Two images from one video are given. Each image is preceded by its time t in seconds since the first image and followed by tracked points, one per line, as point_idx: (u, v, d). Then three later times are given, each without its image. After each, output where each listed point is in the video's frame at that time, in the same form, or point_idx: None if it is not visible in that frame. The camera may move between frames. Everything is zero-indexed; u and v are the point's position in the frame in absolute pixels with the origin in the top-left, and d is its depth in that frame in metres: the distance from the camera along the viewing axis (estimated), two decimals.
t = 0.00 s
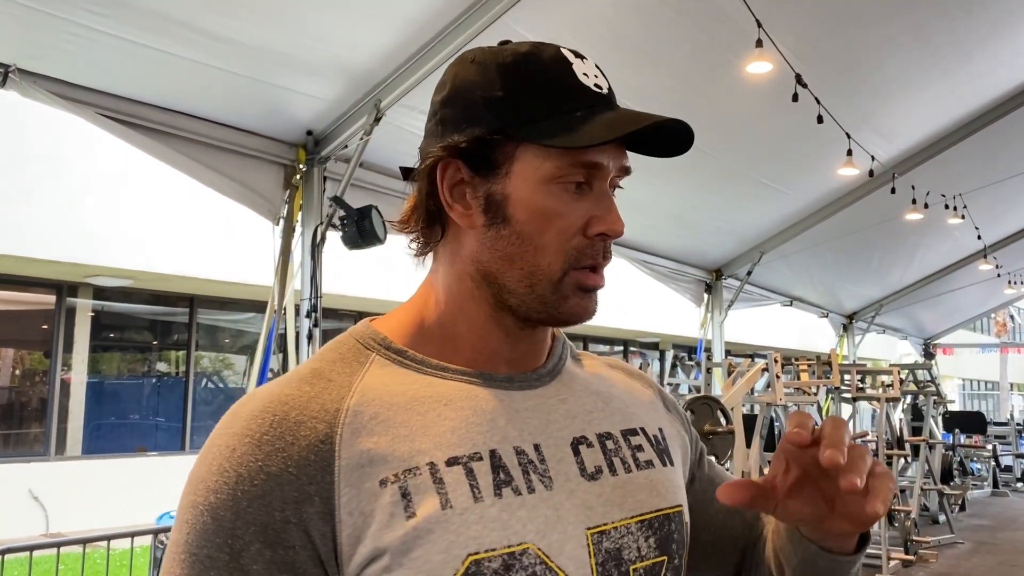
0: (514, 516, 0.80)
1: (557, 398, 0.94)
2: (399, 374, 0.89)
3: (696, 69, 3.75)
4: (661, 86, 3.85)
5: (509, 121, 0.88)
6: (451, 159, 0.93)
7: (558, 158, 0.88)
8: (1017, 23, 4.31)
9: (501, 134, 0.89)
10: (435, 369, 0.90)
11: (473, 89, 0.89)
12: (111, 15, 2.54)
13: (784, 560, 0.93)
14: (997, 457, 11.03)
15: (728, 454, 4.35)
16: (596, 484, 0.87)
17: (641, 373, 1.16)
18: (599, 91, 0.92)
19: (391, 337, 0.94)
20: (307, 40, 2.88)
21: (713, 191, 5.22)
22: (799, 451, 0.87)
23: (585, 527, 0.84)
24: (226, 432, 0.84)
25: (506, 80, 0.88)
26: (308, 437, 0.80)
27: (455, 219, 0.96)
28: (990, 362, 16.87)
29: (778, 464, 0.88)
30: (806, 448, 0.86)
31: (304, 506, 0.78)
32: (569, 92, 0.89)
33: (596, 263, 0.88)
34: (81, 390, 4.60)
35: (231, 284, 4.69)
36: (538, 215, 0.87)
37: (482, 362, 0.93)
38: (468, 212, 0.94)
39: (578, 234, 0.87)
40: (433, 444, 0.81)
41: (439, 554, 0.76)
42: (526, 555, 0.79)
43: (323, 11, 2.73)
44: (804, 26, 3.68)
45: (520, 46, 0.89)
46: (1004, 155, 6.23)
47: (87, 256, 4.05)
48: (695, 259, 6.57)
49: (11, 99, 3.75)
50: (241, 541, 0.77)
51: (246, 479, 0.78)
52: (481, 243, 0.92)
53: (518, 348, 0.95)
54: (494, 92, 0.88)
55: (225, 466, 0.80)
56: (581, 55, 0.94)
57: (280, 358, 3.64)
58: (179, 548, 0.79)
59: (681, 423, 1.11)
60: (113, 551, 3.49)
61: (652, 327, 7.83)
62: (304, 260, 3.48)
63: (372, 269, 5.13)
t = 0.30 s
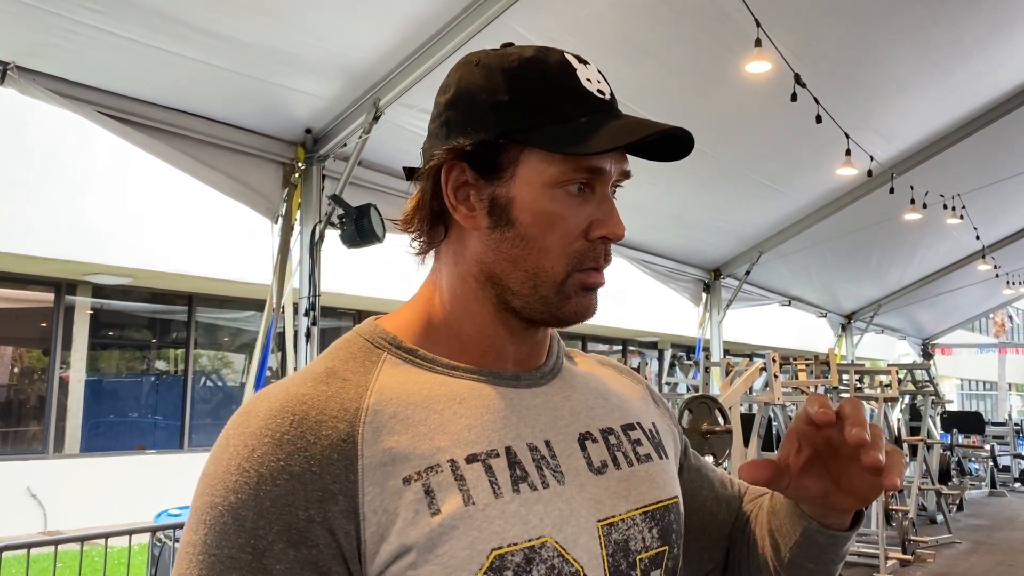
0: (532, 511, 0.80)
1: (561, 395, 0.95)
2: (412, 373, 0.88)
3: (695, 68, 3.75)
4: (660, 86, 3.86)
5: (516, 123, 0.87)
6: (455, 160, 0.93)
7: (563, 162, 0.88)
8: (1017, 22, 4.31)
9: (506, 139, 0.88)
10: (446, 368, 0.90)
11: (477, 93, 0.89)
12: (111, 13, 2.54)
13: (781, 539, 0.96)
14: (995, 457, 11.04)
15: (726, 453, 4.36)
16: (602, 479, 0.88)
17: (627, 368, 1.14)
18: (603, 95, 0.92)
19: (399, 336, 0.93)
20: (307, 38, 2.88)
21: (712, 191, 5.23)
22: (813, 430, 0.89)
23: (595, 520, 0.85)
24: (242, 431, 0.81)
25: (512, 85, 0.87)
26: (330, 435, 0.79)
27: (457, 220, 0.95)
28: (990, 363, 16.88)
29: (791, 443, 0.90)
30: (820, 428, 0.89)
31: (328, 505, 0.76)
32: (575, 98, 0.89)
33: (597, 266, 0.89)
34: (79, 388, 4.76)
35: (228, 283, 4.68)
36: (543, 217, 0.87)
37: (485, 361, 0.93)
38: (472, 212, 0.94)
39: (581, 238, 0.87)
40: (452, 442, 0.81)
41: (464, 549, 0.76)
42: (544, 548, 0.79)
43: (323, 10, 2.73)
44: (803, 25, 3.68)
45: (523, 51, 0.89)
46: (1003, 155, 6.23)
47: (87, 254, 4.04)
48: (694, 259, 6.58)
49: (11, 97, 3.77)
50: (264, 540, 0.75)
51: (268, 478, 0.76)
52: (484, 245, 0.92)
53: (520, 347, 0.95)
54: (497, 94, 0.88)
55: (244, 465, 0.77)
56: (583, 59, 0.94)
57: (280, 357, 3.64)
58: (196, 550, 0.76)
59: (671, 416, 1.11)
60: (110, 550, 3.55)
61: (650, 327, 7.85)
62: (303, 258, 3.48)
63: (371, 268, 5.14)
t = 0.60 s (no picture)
0: (537, 508, 0.80)
1: (569, 395, 0.94)
2: (419, 371, 0.88)
3: (695, 68, 3.75)
4: (660, 85, 3.85)
5: (526, 123, 0.87)
6: (465, 159, 0.93)
7: (572, 163, 0.87)
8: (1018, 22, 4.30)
9: (514, 140, 0.88)
10: (454, 365, 0.90)
11: (487, 93, 0.89)
12: (111, 10, 2.54)
13: (788, 545, 0.97)
14: (995, 457, 11.04)
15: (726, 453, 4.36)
16: (609, 479, 0.88)
17: (635, 368, 1.14)
18: (612, 97, 0.91)
19: (408, 334, 0.93)
20: (307, 37, 2.88)
21: (712, 190, 5.23)
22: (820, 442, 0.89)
23: (601, 519, 0.84)
24: (251, 425, 0.80)
25: (522, 86, 0.87)
26: (338, 431, 0.79)
27: (466, 219, 0.95)
28: (989, 363, 16.89)
29: (797, 453, 0.91)
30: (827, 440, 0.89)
31: (335, 499, 0.76)
32: (585, 99, 0.88)
33: (605, 267, 0.88)
34: (78, 387, 4.77)
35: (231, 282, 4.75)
36: (552, 218, 0.87)
37: (495, 359, 0.93)
38: (481, 211, 0.94)
39: (590, 238, 0.87)
40: (459, 439, 0.81)
41: (469, 546, 0.76)
42: (549, 546, 0.79)
43: (323, 8, 2.73)
44: (804, 25, 3.67)
45: (533, 52, 0.89)
46: (1003, 155, 6.22)
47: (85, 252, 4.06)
48: (694, 258, 6.57)
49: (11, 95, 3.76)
50: (271, 534, 0.74)
51: (276, 472, 0.76)
52: (494, 245, 0.92)
53: (529, 346, 0.95)
54: (508, 94, 0.87)
55: (252, 459, 0.77)
56: (593, 59, 0.94)
57: (280, 356, 3.63)
58: (205, 543, 0.76)
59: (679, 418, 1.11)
60: (110, 548, 3.56)
61: (650, 327, 7.85)
62: (303, 257, 3.48)
63: (370, 266, 5.14)
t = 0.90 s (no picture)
0: (532, 504, 0.80)
1: (568, 393, 0.93)
2: (417, 367, 0.88)
3: (696, 67, 3.75)
4: (660, 85, 3.85)
5: (519, 126, 0.87)
6: (463, 158, 0.93)
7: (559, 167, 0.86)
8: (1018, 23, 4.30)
9: (508, 141, 0.88)
10: (453, 362, 0.90)
11: (488, 94, 0.89)
12: (110, 9, 2.53)
13: (811, 527, 0.87)
14: (995, 458, 11.04)
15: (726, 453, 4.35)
16: (605, 476, 0.87)
17: (641, 361, 1.14)
18: (612, 104, 0.91)
19: (408, 332, 0.93)
20: (307, 36, 2.88)
21: (712, 190, 5.22)
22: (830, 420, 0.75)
23: (593, 518, 0.84)
24: (252, 419, 0.81)
25: (518, 89, 0.87)
26: (335, 425, 0.79)
27: (463, 218, 0.95)
28: (989, 363, 16.89)
29: (805, 436, 0.77)
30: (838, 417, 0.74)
31: (332, 493, 0.76)
32: (579, 105, 0.88)
33: (592, 273, 0.87)
34: (79, 387, 4.77)
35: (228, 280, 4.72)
36: (538, 221, 0.86)
37: (490, 359, 0.93)
38: (476, 210, 0.94)
39: (577, 244, 0.85)
40: (455, 434, 0.81)
41: (464, 539, 0.76)
42: (545, 542, 0.79)
43: (323, 8, 2.73)
44: (805, 24, 3.67)
45: (535, 56, 0.88)
46: (1004, 156, 6.23)
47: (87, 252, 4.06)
48: (694, 258, 6.57)
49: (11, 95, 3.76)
50: (269, 526, 0.75)
51: (274, 466, 0.77)
52: (486, 245, 0.91)
53: (527, 347, 0.94)
54: (507, 96, 0.88)
55: (252, 453, 0.78)
56: (598, 66, 0.93)
57: (280, 356, 3.63)
58: (206, 535, 0.77)
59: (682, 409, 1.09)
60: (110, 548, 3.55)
61: (650, 327, 7.84)
62: (304, 257, 3.48)
63: (371, 266, 5.14)
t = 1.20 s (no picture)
0: (517, 507, 0.80)
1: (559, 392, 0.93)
2: (404, 369, 0.88)
3: (696, 67, 3.74)
4: (660, 85, 3.85)
5: (519, 125, 0.87)
6: (464, 157, 0.95)
7: (559, 171, 0.86)
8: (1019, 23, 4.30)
9: (508, 141, 0.89)
10: (443, 365, 0.90)
11: (493, 92, 0.90)
12: (110, 9, 2.53)
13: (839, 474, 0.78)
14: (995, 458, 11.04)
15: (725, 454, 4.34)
16: (590, 474, 0.87)
17: (646, 345, 1.11)
18: (618, 110, 0.90)
19: (402, 333, 0.94)
20: (307, 36, 2.88)
21: (712, 191, 5.22)
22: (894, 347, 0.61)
23: (573, 519, 0.83)
24: (241, 423, 0.83)
25: (523, 88, 0.88)
26: (317, 428, 0.80)
27: (463, 215, 0.96)
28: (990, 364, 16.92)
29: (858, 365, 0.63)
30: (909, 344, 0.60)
31: (314, 495, 0.78)
32: (583, 108, 0.87)
33: (586, 279, 0.86)
34: (79, 387, 4.77)
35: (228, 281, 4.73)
36: (532, 224, 0.86)
37: (486, 359, 0.93)
38: (474, 208, 0.95)
39: (571, 248, 0.85)
40: (438, 437, 0.81)
41: (444, 543, 0.76)
42: (529, 545, 0.78)
43: (323, 7, 2.72)
44: (805, 25, 3.67)
45: (546, 55, 0.89)
46: (1004, 156, 6.23)
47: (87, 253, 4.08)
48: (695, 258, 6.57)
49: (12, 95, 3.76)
50: (253, 528, 0.76)
51: (258, 469, 0.78)
52: (482, 243, 0.92)
53: (523, 349, 0.94)
54: (512, 96, 0.88)
55: (238, 456, 0.80)
56: (607, 70, 0.93)
57: (280, 356, 3.63)
58: (196, 537, 0.79)
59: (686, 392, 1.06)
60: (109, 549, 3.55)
61: (651, 327, 7.84)
62: (304, 257, 3.47)
63: (371, 266, 5.14)
